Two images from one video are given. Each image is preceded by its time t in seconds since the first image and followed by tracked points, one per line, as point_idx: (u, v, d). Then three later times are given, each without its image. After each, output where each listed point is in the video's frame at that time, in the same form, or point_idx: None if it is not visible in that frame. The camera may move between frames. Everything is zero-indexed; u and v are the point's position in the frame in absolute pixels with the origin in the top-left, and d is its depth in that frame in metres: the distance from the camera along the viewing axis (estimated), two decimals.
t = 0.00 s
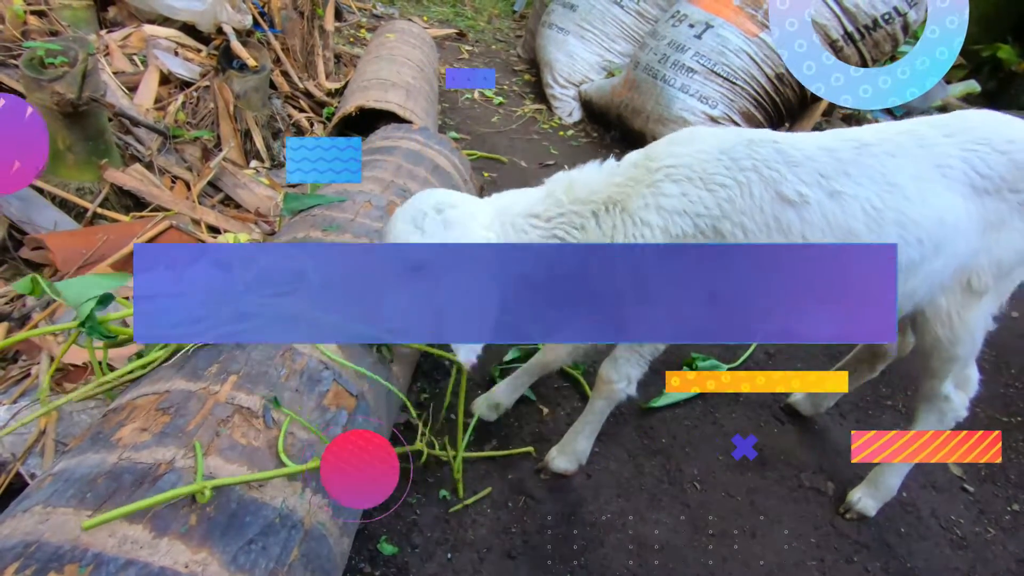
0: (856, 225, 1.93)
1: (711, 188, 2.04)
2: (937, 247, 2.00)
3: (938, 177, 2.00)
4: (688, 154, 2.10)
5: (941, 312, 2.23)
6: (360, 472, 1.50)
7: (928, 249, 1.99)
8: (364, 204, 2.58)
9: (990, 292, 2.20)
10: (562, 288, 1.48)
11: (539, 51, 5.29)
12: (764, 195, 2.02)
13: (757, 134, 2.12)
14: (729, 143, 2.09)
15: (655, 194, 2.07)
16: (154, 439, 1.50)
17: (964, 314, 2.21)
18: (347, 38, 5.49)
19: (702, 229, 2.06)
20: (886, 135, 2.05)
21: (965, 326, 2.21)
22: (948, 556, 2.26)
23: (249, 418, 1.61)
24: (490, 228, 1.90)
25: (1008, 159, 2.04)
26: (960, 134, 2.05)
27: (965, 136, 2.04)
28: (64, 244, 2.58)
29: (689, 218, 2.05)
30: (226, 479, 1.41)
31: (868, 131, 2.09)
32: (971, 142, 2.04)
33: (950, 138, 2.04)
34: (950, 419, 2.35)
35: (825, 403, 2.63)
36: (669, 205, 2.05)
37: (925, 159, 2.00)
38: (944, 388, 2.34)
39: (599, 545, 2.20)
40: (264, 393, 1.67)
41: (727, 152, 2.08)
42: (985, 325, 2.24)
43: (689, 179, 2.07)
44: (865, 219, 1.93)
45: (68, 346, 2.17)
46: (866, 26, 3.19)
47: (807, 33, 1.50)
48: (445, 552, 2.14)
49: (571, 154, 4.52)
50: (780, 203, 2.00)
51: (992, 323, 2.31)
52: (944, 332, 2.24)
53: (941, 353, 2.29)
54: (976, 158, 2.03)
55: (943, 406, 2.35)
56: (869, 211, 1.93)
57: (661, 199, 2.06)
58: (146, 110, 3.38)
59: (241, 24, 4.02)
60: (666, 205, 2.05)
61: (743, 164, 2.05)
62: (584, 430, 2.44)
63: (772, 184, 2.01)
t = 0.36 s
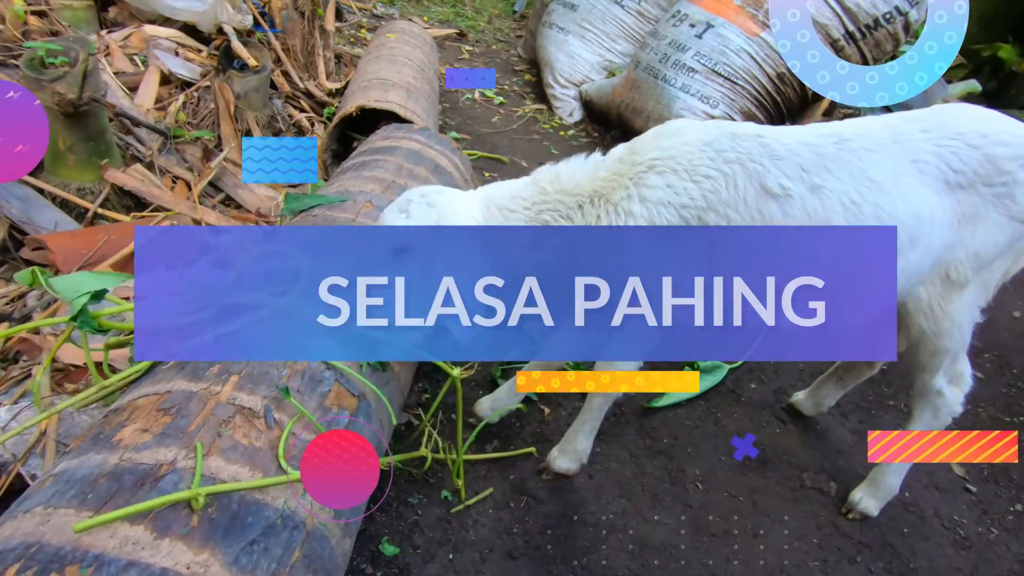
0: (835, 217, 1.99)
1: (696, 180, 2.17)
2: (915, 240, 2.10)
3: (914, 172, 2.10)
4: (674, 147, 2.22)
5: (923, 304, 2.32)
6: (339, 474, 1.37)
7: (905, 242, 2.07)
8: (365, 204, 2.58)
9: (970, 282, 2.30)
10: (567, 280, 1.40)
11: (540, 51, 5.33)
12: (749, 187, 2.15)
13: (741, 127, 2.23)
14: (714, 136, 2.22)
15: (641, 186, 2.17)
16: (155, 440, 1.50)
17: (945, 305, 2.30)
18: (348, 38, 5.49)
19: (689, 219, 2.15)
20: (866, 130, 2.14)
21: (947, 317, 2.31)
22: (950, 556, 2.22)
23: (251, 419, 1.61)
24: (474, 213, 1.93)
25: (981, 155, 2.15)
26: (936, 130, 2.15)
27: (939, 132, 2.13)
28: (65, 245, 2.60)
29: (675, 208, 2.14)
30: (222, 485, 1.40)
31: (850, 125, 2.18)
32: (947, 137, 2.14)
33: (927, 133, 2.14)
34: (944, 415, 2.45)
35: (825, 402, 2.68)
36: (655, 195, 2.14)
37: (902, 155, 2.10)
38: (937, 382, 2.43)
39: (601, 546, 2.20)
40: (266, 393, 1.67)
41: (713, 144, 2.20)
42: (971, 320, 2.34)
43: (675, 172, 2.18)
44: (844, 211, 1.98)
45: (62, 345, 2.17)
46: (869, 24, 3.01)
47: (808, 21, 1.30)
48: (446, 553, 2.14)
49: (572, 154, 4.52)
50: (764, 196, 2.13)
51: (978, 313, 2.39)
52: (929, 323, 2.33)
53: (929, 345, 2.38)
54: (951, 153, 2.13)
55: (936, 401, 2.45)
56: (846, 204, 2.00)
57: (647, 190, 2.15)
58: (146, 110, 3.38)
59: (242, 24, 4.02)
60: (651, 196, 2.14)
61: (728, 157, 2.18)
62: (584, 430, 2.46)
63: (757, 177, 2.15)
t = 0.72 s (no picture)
0: (815, 212, 1.98)
1: (678, 178, 2.06)
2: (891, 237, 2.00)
3: (889, 169, 2.02)
4: (655, 143, 2.09)
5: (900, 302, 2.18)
6: (326, 473, 1.46)
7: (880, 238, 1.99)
8: (365, 204, 2.57)
9: (952, 280, 2.15)
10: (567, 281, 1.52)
11: (540, 51, 5.32)
12: (730, 184, 2.05)
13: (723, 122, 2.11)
14: (695, 134, 2.09)
15: (620, 185, 2.07)
16: (155, 440, 1.50)
17: (924, 302, 2.15)
18: (348, 38, 5.49)
19: (670, 219, 2.06)
20: (844, 127, 2.07)
21: (928, 314, 2.17)
22: (951, 556, 2.25)
23: (251, 420, 1.61)
24: (456, 215, 1.97)
25: (956, 153, 2.04)
26: (912, 127, 2.06)
27: (917, 130, 2.04)
28: (65, 245, 2.60)
29: (655, 207, 2.05)
30: (220, 487, 1.41)
31: (828, 122, 2.11)
32: (922, 135, 2.04)
33: (903, 131, 2.05)
34: (938, 413, 2.28)
35: (825, 401, 2.72)
36: (635, 196, 2.05)
37: (878, 151, 2.03)
38: (926, 380, 2.26)
39: (601, 547, 2.19)
40: (265, 394, 1.67)
41: (695, 141, 2.08)
42: (952, 318, 2.19)
43: (656, 171, 2.07)
44: (825, 206, 1.97)
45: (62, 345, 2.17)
46: (869, 24, 2.99)
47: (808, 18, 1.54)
48: (446, 554, 2.14)
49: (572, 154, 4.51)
50: (744, 192, 2.04)
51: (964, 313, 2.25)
52: (910, 322, 2.18)
53: (916, 342, 2.21)
54: (926, 151, 2.04)
55: (928, 399, 2.28)
56: (827, 200, 1.98)
57: (626, 190, 2.05)
58: (146, 111, 3.38)
59: (242, 24, 4.02)
60: (631, 197, 2.05)
61: (710, 154, 2.07)
62: (581, 429, 2.43)
63: (738, 172, 2.04)
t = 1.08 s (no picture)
0: (778, 202, 1.96)
1: (650, 174, 1.93)
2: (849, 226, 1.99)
3: (843, 159, 2.00)
4: (626, 137, 1.94)
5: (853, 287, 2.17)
6: (323, 473, 1.52)
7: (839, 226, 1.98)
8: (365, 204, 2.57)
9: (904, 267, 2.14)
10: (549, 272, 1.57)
11: (540, 51, 5.32)
12: (701, 177, 1.95)
13: (690, 114, 2.01)
14: (665, 126, 1.97)
15: (593, 182, 1.91)
16: (154, 441, 1.50)
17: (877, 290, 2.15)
18: (348, 38, 5.48)
19: (645, 216, 1.93)
20: (800, 119, 2.03)
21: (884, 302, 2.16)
22: (951, 556, 2.24)
23: (251, 420, 1.60)
24: (411, 197, 1.74)
25: (903, 142, 2.03)
26: (861, 117, 2.04)
27: (867, 121, 2.04)
28: (64, 245, 2.60)
29: (629, 205, 1.92)
30: (221, 487, 1.41)
31: (784, 113, 2.07)
32: (871, 126, 2.03)
33: (853, 121, 2.04)
34: (909, 396, 2.34)
35: (825, 399, 2.70)
36: (607, 193, 1.90)
37: (833, 142, 2.01)
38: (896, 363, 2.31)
39: (601, 547, 2.19)
40: (264, 394, 1.67)
41: (666, 135, 1.96)
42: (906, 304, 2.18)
43: (627, 167, 1.93)
44: (790, 197, 1.96)
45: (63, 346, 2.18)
46: (869, 24, 2.97)
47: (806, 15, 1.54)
48: (446, 554, 2.14)
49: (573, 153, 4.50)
50: (715, 184, 1.95)
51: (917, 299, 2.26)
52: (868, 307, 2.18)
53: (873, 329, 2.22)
54: (876, 140, 2.02)
55: (898, 381, 2.34)
56: (790, 189, 1.96)
57: (599, 187, 1.90)
58: (146, 111, 3.38)
59: (242, 25, 4.02)
60: (603, 194, 1.90)
61: (682, 146, 1.96)
62: (577, 429, 2.38)
63: (708, 164, 1.95)
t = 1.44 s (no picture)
0: (699, 192, 1.83)
1: (571, 152, 1.85)
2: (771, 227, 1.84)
3: (775, 156, 1.85)
4: (551, 114, 1.88)
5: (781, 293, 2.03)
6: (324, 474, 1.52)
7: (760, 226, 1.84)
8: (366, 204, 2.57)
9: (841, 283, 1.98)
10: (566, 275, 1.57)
11: (540, 51, 5.33)
12: (623, 157, 1.85)
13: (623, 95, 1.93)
14: (594, 104, 1.89)
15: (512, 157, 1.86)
16: (155, 439, 1.50)
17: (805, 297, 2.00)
18: (348, 37, 5.49)
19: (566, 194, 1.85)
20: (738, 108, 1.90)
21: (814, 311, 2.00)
22: (951, 556, 2.22)
23: (252, 419, 1.61)
24: (325, 156, 1.78)
25: (848, 147, 1.87)
26: (808, 118, 1.89)
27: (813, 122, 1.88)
28: (65, 245, 2.61)
29: (546, 181, 1.84)
30: (222, 486, 1.41)
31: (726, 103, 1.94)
32: (816, 127, 1.87)
33: (800, 120, 1.88)
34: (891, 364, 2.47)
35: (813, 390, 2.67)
36: (525, 169, 1.84)
37: (767, 136, 1.85)
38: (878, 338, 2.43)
39: (601, 546, 2.19)
40: (265, 392, 1.67)
41: (591, 112, 1.88)
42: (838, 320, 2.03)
43: (547, 144, 1.86)
44: (708, 186, 1.83)
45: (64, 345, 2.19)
46: (870, 24, 2.91)
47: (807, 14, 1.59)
48: (446, 553, 2.16)
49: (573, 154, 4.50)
50: (635, 165, 1.85)
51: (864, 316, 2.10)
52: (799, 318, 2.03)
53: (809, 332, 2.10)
54: (819, 143, 1.86)
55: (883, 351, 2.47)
56: (711, 180, 1.83)
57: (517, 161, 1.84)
58: (146, 110, 3.38)
59: (242, 24, 4.02)
60: (521, 169, 1.84)
61: (607, 124, 1.87)
62: (523, 428, 2.32)
63: (631, 145, 1.85)
